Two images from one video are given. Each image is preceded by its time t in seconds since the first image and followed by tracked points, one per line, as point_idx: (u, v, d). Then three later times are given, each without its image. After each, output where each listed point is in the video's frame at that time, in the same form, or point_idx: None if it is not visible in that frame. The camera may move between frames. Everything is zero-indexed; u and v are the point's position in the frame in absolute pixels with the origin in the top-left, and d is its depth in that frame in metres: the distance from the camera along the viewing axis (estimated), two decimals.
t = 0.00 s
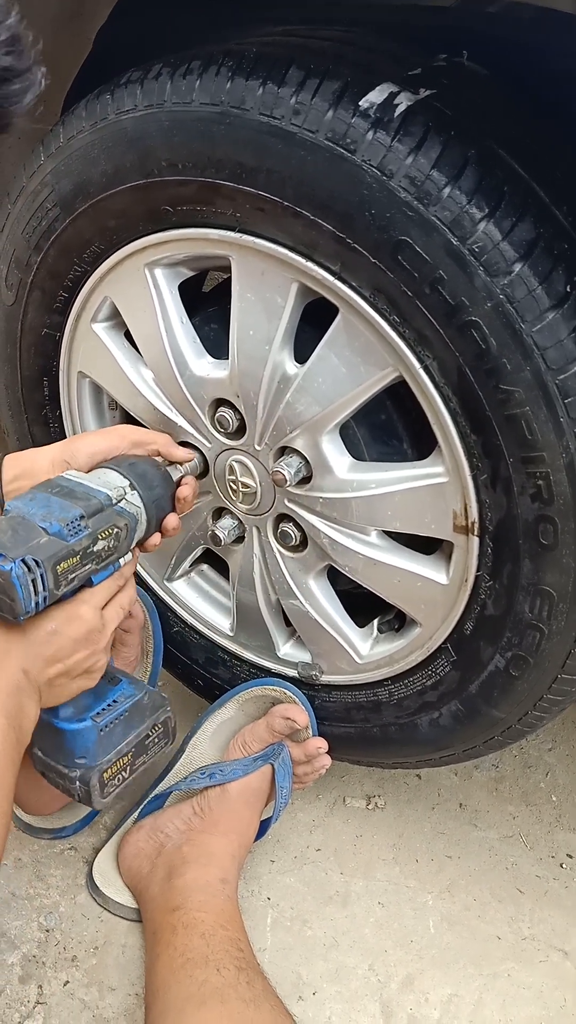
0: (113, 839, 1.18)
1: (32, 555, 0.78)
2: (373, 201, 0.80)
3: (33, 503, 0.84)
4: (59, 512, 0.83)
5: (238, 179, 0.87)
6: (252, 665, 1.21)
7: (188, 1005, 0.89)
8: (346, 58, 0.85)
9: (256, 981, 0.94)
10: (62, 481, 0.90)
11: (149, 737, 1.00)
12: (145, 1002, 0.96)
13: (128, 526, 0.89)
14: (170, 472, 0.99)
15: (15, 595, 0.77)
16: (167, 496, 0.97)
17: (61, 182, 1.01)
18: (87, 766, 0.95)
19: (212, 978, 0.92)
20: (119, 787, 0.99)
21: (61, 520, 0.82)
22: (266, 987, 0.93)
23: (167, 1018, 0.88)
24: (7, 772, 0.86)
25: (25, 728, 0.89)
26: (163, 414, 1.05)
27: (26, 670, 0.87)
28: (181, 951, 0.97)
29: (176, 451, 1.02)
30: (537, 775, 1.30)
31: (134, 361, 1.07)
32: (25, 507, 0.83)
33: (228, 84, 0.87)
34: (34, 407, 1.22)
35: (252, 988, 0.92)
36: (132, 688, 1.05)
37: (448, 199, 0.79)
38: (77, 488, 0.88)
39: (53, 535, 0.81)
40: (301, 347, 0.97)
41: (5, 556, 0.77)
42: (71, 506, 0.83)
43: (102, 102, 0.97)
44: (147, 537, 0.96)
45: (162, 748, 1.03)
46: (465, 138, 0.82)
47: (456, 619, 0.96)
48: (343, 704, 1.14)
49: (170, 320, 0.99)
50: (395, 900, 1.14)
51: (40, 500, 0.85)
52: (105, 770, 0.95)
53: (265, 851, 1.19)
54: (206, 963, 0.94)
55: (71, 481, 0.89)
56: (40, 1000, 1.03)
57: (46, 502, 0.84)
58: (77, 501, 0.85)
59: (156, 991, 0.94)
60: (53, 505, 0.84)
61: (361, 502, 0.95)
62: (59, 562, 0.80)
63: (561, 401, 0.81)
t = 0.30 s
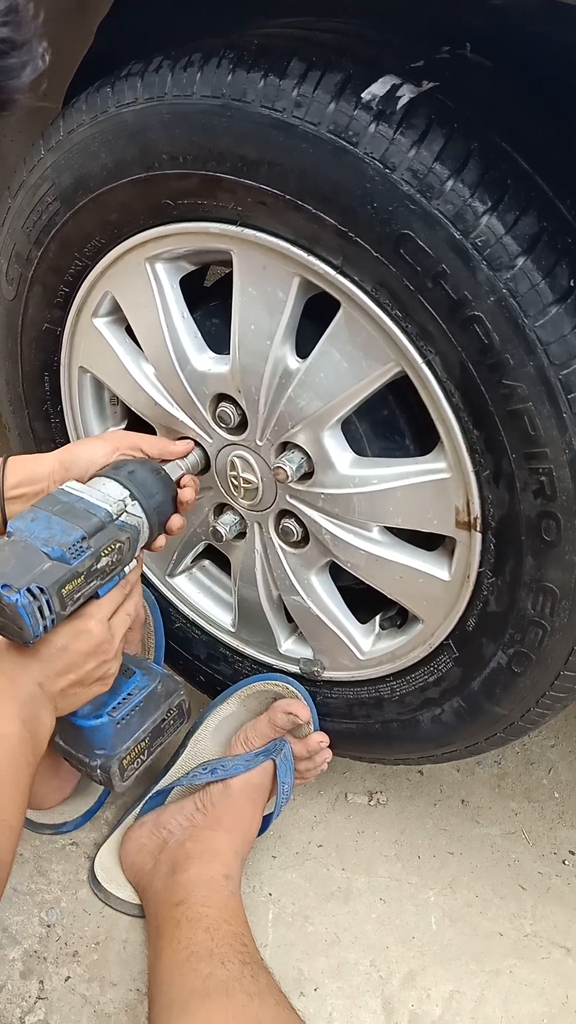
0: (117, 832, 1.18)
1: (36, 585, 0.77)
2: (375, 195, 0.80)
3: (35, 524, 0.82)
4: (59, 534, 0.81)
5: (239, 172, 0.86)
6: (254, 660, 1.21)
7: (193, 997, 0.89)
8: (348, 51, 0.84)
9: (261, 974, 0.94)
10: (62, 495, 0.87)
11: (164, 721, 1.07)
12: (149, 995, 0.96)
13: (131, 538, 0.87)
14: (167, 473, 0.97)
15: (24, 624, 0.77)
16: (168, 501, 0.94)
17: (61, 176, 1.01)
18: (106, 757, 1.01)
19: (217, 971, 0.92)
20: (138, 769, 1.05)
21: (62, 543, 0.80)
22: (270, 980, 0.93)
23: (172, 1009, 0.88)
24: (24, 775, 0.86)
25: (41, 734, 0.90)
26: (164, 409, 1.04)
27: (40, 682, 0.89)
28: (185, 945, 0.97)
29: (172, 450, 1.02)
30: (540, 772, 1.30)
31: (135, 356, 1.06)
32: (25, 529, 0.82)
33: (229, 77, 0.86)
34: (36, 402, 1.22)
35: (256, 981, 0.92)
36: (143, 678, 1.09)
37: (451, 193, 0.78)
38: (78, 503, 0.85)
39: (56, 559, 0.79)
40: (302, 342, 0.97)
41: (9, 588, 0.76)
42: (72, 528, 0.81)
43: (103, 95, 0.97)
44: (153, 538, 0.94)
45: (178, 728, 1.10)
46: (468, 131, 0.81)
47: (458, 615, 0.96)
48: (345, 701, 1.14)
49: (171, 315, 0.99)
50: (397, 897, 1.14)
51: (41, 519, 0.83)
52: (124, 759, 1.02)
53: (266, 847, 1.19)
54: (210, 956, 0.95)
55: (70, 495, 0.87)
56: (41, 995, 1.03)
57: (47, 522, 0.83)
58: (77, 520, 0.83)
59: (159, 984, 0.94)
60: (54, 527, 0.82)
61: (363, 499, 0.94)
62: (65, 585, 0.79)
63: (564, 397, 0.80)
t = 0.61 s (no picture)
0: (116, 829, 1.18)
1: None
2: (375, 187, 0.79)
3: None
4: (16, 580, 0.73)
5: (239, 164, 0.86)
6: (254, 655, 1.20)
7: (191, 993, 0.89)
8: (349, 40, 0.83)
9: (259, 970, 0.94)
10: (30, 526, 0.78)
11: (119, 758, 1.08)
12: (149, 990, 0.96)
13: (97, 583, 0.79)
14: (150, 511, 0.86)
15: None
16: (145, 545, 0.83)
17: (60, 168, 1.00)
18: (49, 794, 1.01)
19: (216, 966, 0.92)
20: (85, 804, 1.07)
21: (18, 593, 0.73)
22: (269, 977, 0.93)
23: (170, 1005, 0.88)
24: None
25: None
26: (163, 403, 1.04)
27: None
28: (185, 940, 0.98)
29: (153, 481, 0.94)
30: (541, 766, 1.29)
31: (134, 350, 1.06)
32: None
33: (229, 67, 0.85)
34: (35, 396, 1.21)
35: (255, 977, 0.92)
36: (99, 717, 1.08)
37: (453, 184, 0.77)
38: (43, 543, 0.76)
39: (9, 608, 0.73)
40: (302, 335, 0.96)
41: None
42: (30, 575, 0.73)
43: (101, 86, 0.96)
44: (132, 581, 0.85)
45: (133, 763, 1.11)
46: (470, 122, 0.80)
47: (459, 610, 0.95)
48: (345, 696, 1.14)
49: (171, 308, 0.98)
50: (398, 892, 1.14)
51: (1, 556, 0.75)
52: (69, 797, 1.02)
53: (267, 842, 1.19)
54: (210, 951, 0.95)
55: (38, 528, 0.78)
56: (41, 990, 1.03)
57: (8, 557, 0.75)
58: (40, 564, 0.75)
59: (159, 979, 0.94)
60: (12, 568, 0.74)
61: (364, 493, 0.94)
62: (13, 637, 0.73)
63: (566, 390, 0.80)
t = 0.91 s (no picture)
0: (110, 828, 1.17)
1: (80, 615, 0.66)
2: (374, 178, 0.78)
3: (83, 541, 0.71)
4: (110, 554, 0.69)
5: (236, 155, 0.85)
6: (252, 650, 1.20)
7: (190, 993, 0.88)
8: (347, 29, 0.82)
9: (259, 970, 0.93)
10: (114, 509, 0.76)
11: (234, 771, 0.98)
12: (148, 987, 0.96)
13: (196, 560, 0.74)
14: (243, 487, 0.84)
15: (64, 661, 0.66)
16: (240, 521, 0.81)
17: (55, 159, 0.99)
18: (165, 811, 0.91)
19: (215, 965, 0.92)
20: (204, 826, 0.94)
21: (113, 566, 0.68)
22: (267, 977, 0.93)
23: (169, 1005, 0.88)
24: (45, 850, 0.75)
25: (77, 794, 0.78)
26: (161, 397, 1.03)
27: (84, 734, 0.77)
28: (184, 938, 0.97)
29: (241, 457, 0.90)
30: (540, 761, 1.29)
31: (131, 343, 1.05)
32: (72, 547, 0.71)
33: (225, 57, 0.84)
34: (31, 391, 1.21)
35: (254, 977, 0.91)
36: (209, 725, 1.00)
37: (451, 175, 0.77)
38: (134, 520, 0.73)
39: (105, 584, 0.68)
40: (301, 328, 0.95)
41: (47, 617, 0.65)
42: (125, 547, 0.69)
43: (97, 76, 0.95)
44: (220, 564, 0.81)
45: (248, 781, 1.00)
46: (469, 112, 0.79)
47: (458, 605, 0.95)
48: (344, 690, 1.14)
49: (168, 301, 0.97)
50: (397, 886, 1.14)
51: (90, 536, 0.72)
52: (187, 813, 0.91)
53: (266, 837, 1.19)
54: (209, 950, 0.94)
55: (124, 510, 0.75)
56: (40, 986, 1.03)
57: (96, 539, 0.71)
58: (133, 539, 0.71)
59: (158, 977, 0.94)
60: (105, 545, 0.70)
61: (363, 488, 0.93)
62: (113, 615, 0.67)
63: (566, 384, 0.79)
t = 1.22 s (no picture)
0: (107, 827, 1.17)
1: (101, 606, 0.65)
2: (370, 170, 0.78)
3: (99, 531, 0.71)
4: (130, 546, 0.69)
5: (232, 147, 0.84)
6: (250, 645, 1.20)
7: (191, 989, 0.88)
8: (344, 21, 0.81)
9: (259, 966, 0.93)
10: (124, 501, 0.76)
11: (195, 760, 0.98)
12: (148, 983, 0.96)
13: (204, 557, 0.75)
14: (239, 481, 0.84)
15: (81, 650, 0.65)
16: (243, 518, 0.82)
17: (50, 151, 0.99)
18: (129, 800, 0.91)
19: (216, 962, 0.92)
20: (160, 815, 0.95)
21: (134, 558, 0.68)
22: (267, 973, 0.93)
23: (172, 1002, 0.88)
24: (40, 841, 0.74)
25: (69, 782, 0.78)
26: (157, 391, 1.03)
27: (76, 723, 0.76)
28: (184, 934, 0.97)
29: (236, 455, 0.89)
30: (538, 755, 1.29)
31: (128, 337, 1.04)
32: (87, 536, 0.70)
33: (221, 48, 0.83)
34: (27, 385, 1.20)
35: (254, 973, 0.91)
36: (181, 715, 0.99)
37: (448, 167, 0.76)
38: (148, 513, 0.73)
39: (125, 576, 0.68)
40: (298, 322, 0.95)
41: (70, 606, 0.64)
42: (146, 541, 0.69)
43: (92, 68, 0.94)
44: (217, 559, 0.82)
45: (202, 769, 1.00)
46: (466, 104, 0.79)
47: (456, 600, 0.94)
48: (342, 685, 1.13)
49: (164, 295, 0.97)
50: (394, 880, 1.14)
51: (105, 525, 0.72)
52: (149, 804, 0.91)
53: (263, 832, 1.19)
54: (209, 946, 0.94)
55: (135, 502, 0.75)
56: (37, 981, 1.03)
57: (113, 529, 0.71)
58: (150, 531, 0.71)
59: (159, 973, 0.94)
60: (122, 536, 0.70)
61: (360, 482, 0.93)
62: (129, 608, 0.67)
63: (563, 378, 0.79)
